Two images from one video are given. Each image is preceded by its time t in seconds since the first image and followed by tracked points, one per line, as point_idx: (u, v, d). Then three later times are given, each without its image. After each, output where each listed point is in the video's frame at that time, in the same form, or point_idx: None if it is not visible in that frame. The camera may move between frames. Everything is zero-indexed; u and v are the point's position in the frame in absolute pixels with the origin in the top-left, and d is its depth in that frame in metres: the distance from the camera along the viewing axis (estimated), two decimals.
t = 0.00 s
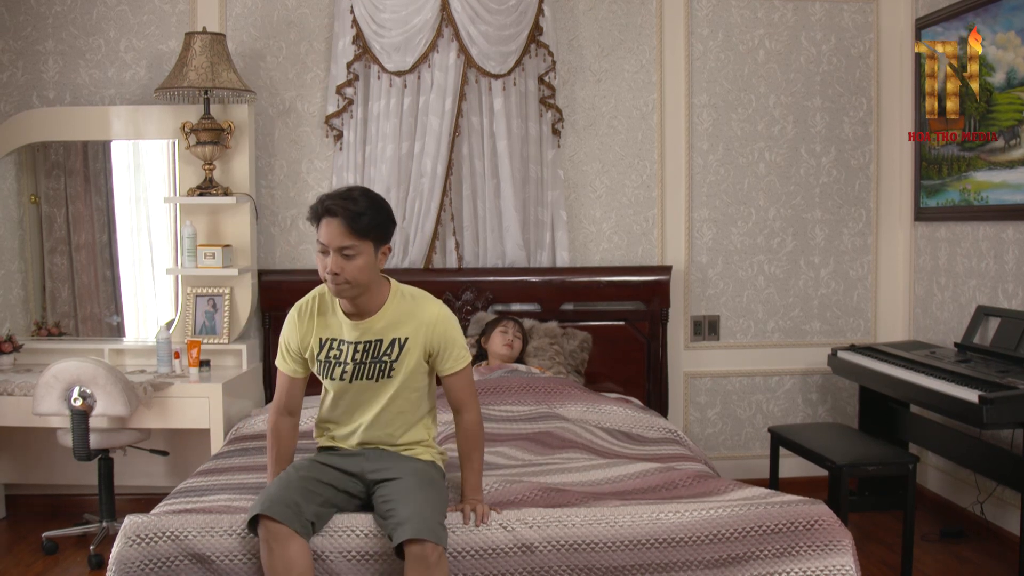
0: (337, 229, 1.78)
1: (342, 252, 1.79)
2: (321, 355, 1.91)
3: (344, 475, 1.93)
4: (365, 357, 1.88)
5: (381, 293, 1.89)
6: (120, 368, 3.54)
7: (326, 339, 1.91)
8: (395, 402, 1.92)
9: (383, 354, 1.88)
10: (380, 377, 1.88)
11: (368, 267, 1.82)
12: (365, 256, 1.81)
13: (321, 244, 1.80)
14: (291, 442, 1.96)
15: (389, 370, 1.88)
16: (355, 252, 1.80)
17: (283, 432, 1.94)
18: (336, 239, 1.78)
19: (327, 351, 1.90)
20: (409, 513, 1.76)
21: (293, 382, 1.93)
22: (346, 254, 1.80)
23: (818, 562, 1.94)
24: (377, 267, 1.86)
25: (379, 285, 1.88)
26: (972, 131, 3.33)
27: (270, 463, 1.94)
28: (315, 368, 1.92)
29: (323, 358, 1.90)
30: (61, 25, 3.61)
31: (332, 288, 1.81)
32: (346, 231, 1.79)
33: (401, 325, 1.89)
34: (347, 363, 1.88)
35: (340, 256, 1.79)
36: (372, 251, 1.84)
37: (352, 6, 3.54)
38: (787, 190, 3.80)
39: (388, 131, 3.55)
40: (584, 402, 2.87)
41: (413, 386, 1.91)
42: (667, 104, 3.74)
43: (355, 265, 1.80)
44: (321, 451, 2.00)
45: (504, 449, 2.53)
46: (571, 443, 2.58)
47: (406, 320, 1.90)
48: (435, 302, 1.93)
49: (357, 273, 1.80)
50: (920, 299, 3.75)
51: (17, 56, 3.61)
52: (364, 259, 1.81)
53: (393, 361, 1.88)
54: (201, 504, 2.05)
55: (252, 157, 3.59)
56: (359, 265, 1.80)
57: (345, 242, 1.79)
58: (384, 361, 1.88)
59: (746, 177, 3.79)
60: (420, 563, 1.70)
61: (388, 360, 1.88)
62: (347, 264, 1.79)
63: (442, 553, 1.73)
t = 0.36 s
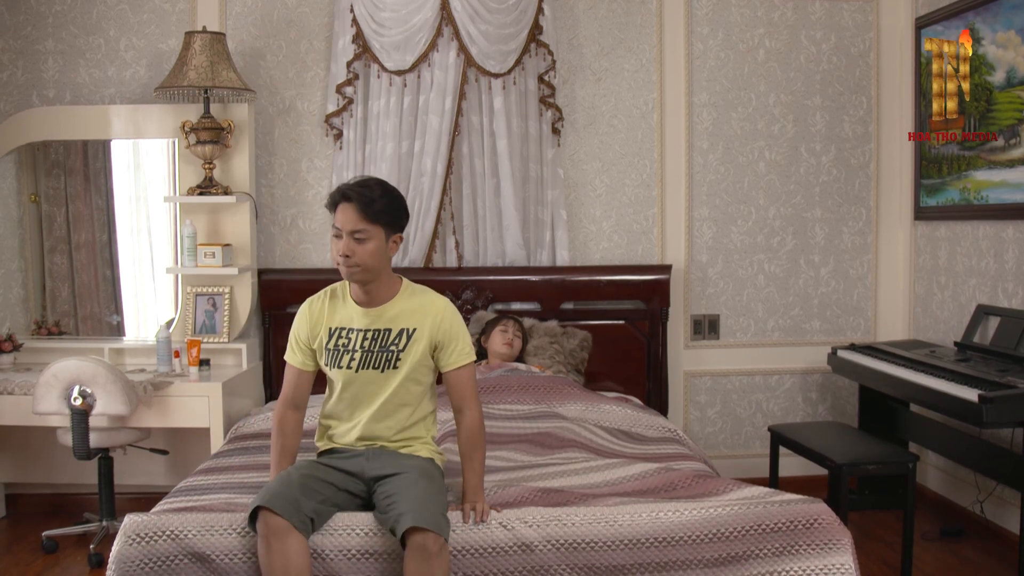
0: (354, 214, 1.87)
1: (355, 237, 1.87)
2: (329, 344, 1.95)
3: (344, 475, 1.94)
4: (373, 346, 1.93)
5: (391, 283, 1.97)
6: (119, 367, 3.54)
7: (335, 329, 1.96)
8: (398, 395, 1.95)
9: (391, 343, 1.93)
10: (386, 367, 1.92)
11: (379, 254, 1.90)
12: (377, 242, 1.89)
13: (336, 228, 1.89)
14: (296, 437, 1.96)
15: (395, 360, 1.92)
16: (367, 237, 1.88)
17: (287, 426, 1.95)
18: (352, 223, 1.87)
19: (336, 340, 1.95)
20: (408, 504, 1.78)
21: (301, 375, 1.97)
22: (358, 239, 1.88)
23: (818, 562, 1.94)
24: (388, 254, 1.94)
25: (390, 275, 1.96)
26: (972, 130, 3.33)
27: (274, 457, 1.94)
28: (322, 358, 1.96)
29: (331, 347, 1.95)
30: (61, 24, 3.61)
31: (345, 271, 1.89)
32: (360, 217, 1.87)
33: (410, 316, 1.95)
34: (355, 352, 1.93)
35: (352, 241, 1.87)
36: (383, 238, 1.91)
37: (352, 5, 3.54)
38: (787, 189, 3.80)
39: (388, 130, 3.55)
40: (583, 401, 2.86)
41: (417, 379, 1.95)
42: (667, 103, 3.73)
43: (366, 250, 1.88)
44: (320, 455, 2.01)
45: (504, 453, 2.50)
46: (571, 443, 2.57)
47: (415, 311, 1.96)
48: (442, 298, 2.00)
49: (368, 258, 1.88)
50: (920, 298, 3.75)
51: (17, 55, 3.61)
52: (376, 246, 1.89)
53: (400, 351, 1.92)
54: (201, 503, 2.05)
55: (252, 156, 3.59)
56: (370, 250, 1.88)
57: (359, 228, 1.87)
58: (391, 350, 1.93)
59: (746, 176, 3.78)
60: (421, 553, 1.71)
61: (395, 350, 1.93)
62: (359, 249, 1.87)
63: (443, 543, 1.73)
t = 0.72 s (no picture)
0: (342, 212, 1.92)
1: (341, 236, 1.91)
2: (325, 342, 1.97)
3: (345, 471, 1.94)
4: (369, 344, 1.95)
5: (387, 283, 1.99)
6: (119, 365, 3.54)
7: (331, 327, 1.98)
8: (392, 394, 1.97)
9: (387, 342, 1.95)
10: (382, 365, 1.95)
11: (367, 251, 1.93)
12: (364, 240, 1.92)
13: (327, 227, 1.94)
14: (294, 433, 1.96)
15: (391, 358, 1.95)
16: (353, 235, 1.92)
17: (286, 422, 1.95)
18: (339, 221, 1.92)
19: (332, 338, 1.97)
20: (436, 463, 1.84)
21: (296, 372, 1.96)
22: (344, 238, 1.92)
23: (816, 560, 1.94)
24: (378, 253, 1.96)
25: (383, 272, 1.98)
26: (971, 128, 3.33)
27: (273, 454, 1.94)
28: (317, 356, 1.97)
29: (327, 345, 1.96)
30: (61, 23, 3.61)
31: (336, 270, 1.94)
32: (346, 216, 1.92)
33: (406, 316, 1.97)
34: (352, 350, 1.95)
35: (339, 239, 1.92)
36: (372, 237, 1.94)
37: (351, 4, 3.54)
38: (787, 188, 3.80)
39: (388, 128, 3.55)
40: (581, 399, 2.87)
41: (411, 377, 1.97)
42: (667, 102, 3.73)
43: (352, 248, 1.91)
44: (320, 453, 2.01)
45: (504, 455, 2.49)
46: (570, 441, 2.58)
47: (410, 311, 1.98)
48: (437, 299, 2.02)
49: (354, 256, 1.92)
50: (919, 296, 3.75)
51: (17, 53, 3.61)
52: (363, 243, 1.92)
53: (396, 349, 1.95)
54: (200, 501, 2.05)
55: (252, 155, 3.59)
56: (357, 248, 1.92)
57: (344, 227, 1.92)
58: (387, 349, 1.95)
59: (745, 175, 3.79)
60: (450, 510, 1.77)
61: (391, 348, 1.95)
62: (345, 247, 1.91)
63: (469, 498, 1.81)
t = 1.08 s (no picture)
0: (339, 220, 1.95)
1: (338, 243, 1.96)
2: (336, 348, 1.99)
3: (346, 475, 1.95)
4: (380, 350, 1.98)
5: (393, 287, 2.01)
6: (119, 366, 3.54)
7: (342, 334, 2.00)
8: (404, 399, 1.99)
9: (397, 348, 1.98)
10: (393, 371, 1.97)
11: (365, 256, 1.96)
12: (360, 245, 1.96)
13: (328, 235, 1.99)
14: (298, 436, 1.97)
15: (401, 363, 1.97)
16: (349, 242, 1.95)
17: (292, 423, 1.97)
18: (336, 228, 1.96)
19: (342, 344, 1.99)
20: (443, 489, 1.84)
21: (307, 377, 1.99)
22: (341, 245, 1.96)
23: (815, 562, 1.94)
24: (378, 257, 1.98)
25: (388, 277, 2.00)
26: (971, 130, 3.33)
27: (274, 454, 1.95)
28: (328, 362, 2.00)
29: (338, 351, 1.99)
30: (61, 24, 3.62)
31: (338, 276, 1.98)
32: (344, 223, 1.95)
33: (416, 322, 2.00)
34: (363, 356, 1.98)
35: (337, 246, 1.96)
36: (369, 242, 1.97)
37: (352, 6, 3.55)
38: (786, 189, 3.81)
39: (388, 130, 3.55)
40: (581, 401, 2.87)
41: (423, 382, 1.99)
42: (667, 103, 3.74)
43: (348, 254, 1.95)
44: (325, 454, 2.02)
45: (504, 456, 2.49)
46: (569, 442, 2.57)
47: (420, 317, 2.01)
48: (447, 306, 2.05)
49: (352, 262, 1.95)
50: (919, 298, 3.75)
51: (17, 55, 3.62)
52: (359, 249, 1.96)
53: (407, 355, 1.98)
54: (200, 502, 2.06)
55: (252, 156, 3.59)
56: (354, 254, 1.95)
57: (341, 234, 1.95)
58: (398, 355, 1.98)
59: (745, 176, 3.79)
60: (462, 536, 1.76)
61: (401, 354, 1.98)
62: (342, 253, 1.95)
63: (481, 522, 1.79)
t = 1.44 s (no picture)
0: (353, 219, 1.97)
1: (351, 241, 1.97)
2: (347, 346, 2.00)
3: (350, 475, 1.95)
4: (390, 350, 1.98)
5: (405, 286, 2.02)
6: (119, 367, 3.54)
7: (354, 332, 2.01)
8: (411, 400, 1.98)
9: (407, 348, 1.98)
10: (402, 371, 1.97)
11: (377, 255, 1.97)
12: (373, 244, 1.97)
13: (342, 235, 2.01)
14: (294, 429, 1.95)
15: (411, 364, 1.97)
16: (362, 240, 1.97)
17: (291, 414, 1.96)
18: (349, 226, 1.97)
19: (354, 342, 2.00)
20: (449, 495, 1.82)
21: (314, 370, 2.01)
22: (355, 243, 1.97)
23: (815, 562, 1.94)
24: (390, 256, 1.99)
25: (400, 276, 2.01)
26: (971, 130, 3.33)
27: (271, 435, 1.91)
28: (338, 359, 2.01)
29: (349, 349, 2.00)
30: (61, 24, 3.62)
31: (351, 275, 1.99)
32: (358, 222, 1.97)
33: (427, 322, 2.00)
34: (373, 355, 1.98)
35: (350, 245, 1.98)
36: (381, 241, 1.98)
37: (352, 6, 3.55)
38: (786, 189, 3.81)
39: (388, 130, 3.55)
40: (581, 401, 2.87)
41: (430, 385, 1.98)
42: (666, 103, 3.74)
43: (361, 252, 1.97)
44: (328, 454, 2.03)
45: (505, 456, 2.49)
46: (570, 442, 2.57)
47: (432, 318, 2.00)
48: (460, 308, 2.04)
49: (364, 260, 1.96)
50: (919, 298, 3.75)
51: (17, 55, 3.62)
52: (372, 248, 1.97)
53: (416, 356, 1.97)
54: (201, 503, 2.06)
55: (252, 156, 3.59)
56: (367, 253, 1.97)
57: (354, 232, 1.97)
58: (408, 355, 1.97)
59: (745, 176, 3.79)
60: (466, 546, 1.74)
61: (411, 355, 1.97)
62: (355, 252, 1.97)
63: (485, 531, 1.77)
